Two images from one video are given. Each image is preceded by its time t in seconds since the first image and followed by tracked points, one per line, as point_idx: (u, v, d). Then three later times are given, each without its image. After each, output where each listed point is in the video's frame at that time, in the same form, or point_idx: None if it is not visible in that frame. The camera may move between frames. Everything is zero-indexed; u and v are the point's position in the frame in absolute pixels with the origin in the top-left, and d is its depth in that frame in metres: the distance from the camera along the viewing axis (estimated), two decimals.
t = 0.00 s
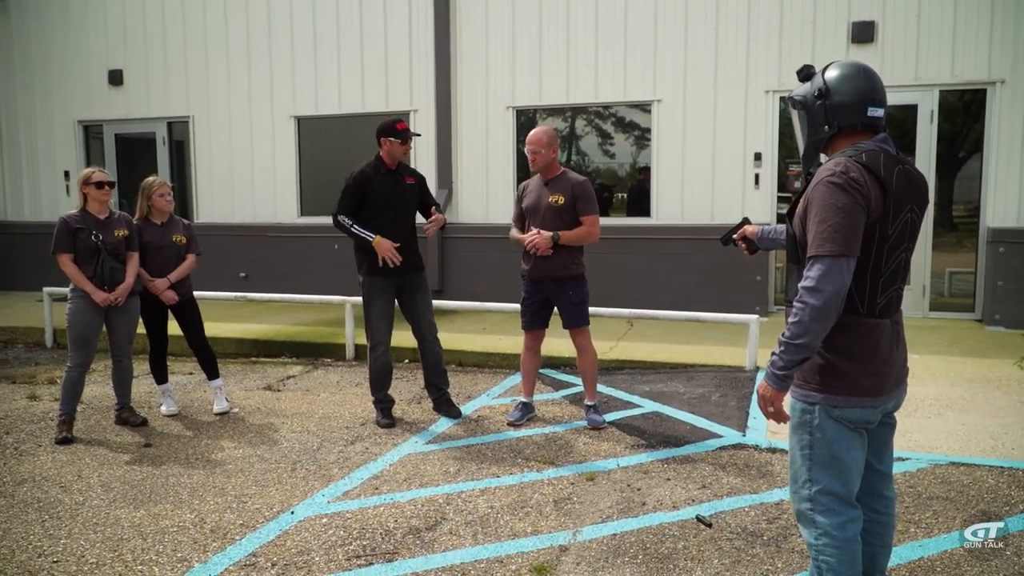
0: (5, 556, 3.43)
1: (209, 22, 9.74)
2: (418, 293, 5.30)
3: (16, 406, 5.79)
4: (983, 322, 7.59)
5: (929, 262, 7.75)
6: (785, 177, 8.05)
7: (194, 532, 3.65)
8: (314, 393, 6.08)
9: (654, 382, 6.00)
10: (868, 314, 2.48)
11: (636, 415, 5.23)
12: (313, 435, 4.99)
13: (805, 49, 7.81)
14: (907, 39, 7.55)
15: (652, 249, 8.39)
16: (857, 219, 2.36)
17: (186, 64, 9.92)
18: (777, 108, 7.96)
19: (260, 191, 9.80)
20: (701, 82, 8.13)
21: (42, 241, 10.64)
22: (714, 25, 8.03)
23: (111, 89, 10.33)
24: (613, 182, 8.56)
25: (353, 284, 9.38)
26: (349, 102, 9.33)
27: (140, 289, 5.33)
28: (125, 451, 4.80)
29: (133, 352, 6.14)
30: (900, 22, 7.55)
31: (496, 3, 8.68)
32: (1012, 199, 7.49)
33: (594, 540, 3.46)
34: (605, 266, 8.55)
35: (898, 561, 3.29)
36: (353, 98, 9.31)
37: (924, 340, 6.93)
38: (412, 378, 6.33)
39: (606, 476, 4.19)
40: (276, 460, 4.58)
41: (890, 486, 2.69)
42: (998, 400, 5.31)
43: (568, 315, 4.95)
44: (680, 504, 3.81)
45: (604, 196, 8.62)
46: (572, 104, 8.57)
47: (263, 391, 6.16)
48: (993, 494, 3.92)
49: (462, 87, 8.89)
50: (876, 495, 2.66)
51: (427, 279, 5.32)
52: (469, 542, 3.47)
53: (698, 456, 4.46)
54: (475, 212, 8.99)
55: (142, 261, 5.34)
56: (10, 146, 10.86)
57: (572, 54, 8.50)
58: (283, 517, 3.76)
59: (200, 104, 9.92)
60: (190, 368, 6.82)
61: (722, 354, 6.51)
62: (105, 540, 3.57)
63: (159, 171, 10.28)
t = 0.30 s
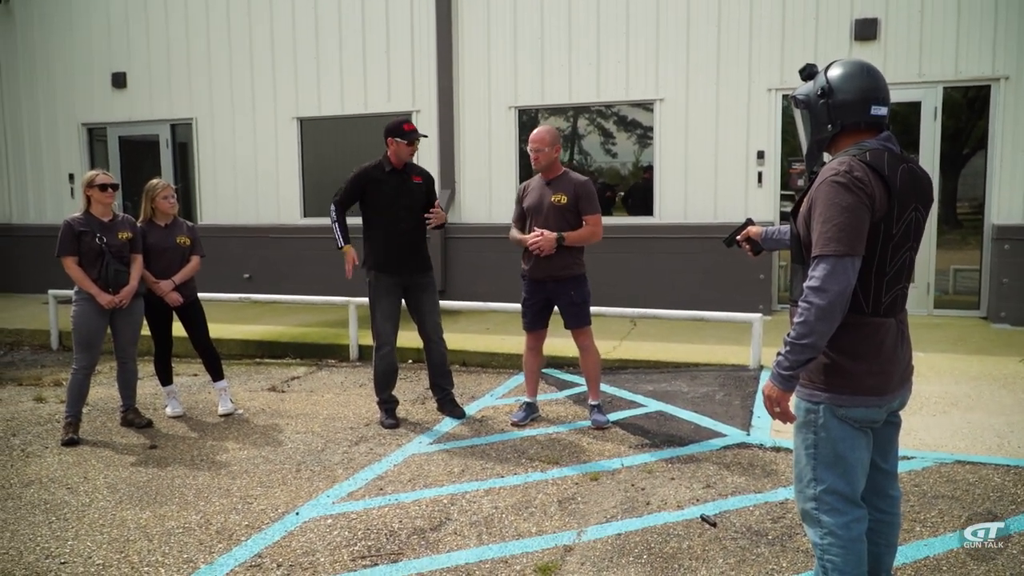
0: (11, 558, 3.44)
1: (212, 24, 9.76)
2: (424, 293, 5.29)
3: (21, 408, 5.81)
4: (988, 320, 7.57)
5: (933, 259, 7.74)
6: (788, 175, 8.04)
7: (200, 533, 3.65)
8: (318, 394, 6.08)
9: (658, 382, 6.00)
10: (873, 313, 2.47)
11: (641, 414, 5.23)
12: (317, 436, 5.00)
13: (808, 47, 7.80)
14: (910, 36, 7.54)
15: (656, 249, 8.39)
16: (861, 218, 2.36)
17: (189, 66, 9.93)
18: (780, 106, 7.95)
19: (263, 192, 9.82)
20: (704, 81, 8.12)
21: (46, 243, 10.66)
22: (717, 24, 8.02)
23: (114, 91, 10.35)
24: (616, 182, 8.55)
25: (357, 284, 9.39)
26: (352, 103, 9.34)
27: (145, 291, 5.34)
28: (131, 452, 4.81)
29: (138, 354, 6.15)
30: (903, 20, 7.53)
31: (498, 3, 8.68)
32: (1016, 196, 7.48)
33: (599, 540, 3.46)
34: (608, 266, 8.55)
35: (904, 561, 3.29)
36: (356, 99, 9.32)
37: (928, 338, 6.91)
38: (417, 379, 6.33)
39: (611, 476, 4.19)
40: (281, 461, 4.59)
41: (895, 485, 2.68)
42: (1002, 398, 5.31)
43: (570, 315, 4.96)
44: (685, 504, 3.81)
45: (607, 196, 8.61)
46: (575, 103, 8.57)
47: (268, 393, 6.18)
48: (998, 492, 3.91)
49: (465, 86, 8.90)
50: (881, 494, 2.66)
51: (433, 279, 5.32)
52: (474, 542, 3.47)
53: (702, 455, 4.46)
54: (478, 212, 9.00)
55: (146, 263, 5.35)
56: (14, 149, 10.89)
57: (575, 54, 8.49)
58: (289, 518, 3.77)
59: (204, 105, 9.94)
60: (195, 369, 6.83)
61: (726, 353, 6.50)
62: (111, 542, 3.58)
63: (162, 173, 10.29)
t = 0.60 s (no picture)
0: (16, 559, 3.45)
1: (216, 24, 9.77)
2: (429, 293, 5.28)
3: (26, 409, 5.82)
4: (993, 320, 7.55)
5: (937, 259, 7.72)
6: (792, 175, 8.03)
7: (205, 533, 3.66)
8: (322, 394, 6.09)
9: (661, 382, 6.00)
10: (878, 313, 2.47)
11: (644, 415, 5.22)
12: (321, 437, 5.01)
13: (812, 46, 7.79)
14: (914, 35, 7.52)
15: (659, 249, 8.39)
16: (867, 218, 2.36)
17: (193, 67, 9.95)
18: (784, 106, 7.94)
19: (266, 193, 9.83)
20: (707, 80, 8.12)
21: (51, 244, 10.69)
22: (720, 24, 8.02)
23: (118, 93, 10.38)
24: (620, 182, 8.55)
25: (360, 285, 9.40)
26: (355, 103, 9.35)
27: (150, 292, 5.36)
28: (135, 453, 4.83)
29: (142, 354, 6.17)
30: (907, 19, 7.52)
31: (502, 3, 8.68)
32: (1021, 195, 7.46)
33: (602, 540, 3.46)
34: (611, 266, 8.55)
35: (909, 561, 3.28)
36: (359, 100, 9.33)
37: (933, 338, 6.90)
38: (421, 379, 6.34)
39: (615, 476, 4.19)
40: (285, 461, 4.60)
41: (901, 485, 2.68)
42: (1007, 399, 5.29)
43: (573, 315, 4.96)
44: (689, 504, 3.80)
45: (611, 196, 8.61)
46: (578, 104, 8.57)
47: (272, 393, 6.19)
48: (1003, 493, 3.90)
49: (468, 87, 8.90)
50: (886, 495, 2.66)
51: (439, 279, 5.32)
52: (478, 542, 3.47)
53: (706, 456, 4.45)
54: (481, 213, 9.00)
55: (151, 265, 5.37)
56: (19, 150, 10.92)
57: (578, 54, 8.49)
58: (293, 519, 3.77)
59: (208, 106, 9.95)
60: (199, 370, 6.85)
61: (730, 353, 6.49)
62: (116, 542, 3.59)
63: (166, 173, 10.31)
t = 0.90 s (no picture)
0: (20, 554, 3.46)
1: (222, 22, 9.79)
2: (434, 292, 5.29)
3: (32, 404, 5.84)
4: (998, 322, 7.53)
5: (943, 262, 7.70)
6: (797, 176, 8.01)
7: (208, 529, 3.67)
8: (326, 392, 6.10)
9: (665, 383, 5.99)
10: (884, 315, 2.47)
11: (648, 415, 5.22)
12: (325, 435, 5.01)
13: (818, 48, 7.78)
14: (920, 37, 7.51)
15: (664, 249, 8.38)
16: (874, 219, 2.35)
17: (200, 65, 9.97)
18: (790, 107, 7.93)
19: (272, 191, 9.84)
20: (713, 81, 8.11)
21: (57, 240, 10.72)
22: (726, 25, 8.01)
23: (124, 90, 10.40)
24: (625, 182, 8.56)
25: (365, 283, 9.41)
26: (361, 102, 9.36)
27: (155, 289, 5.37)
28: (139, 449, 4.84)
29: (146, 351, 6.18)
30: (914, 21, 7.51)
31: (508, 3, 8.68)
32: None
33: (605, 539, 3.46)
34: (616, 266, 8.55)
35: (912, 563, 3.28)
36: (365, 98, 9.33)
37: (937, 341, 6.88)
38: (424, 378, 6.34)
39: (618, 476, 4.19)
40: (289, 459, 4.61)
41: (905, 487, 2.68)
42: (1012, 402, 5.28)
43: (577, 316, 4.96)
44: (692, 505, 3.80)
45: (616, 196, 8.62)
46: (584, 104, 8.56)
47: (276, 391, 6.20)
48: (1007, 496, 3.90)
49: (474, 86, 8.90)
50: (891, 497, 2.65)
51: (444, 278, 5.31)
52: (480, 541, 3.48)
53: (710, 456, 4.45)
54: (487, 212, 9.00)
55: (156, 261, 5.38)
56: (26, 147, 10.95)
57: (584, 54, 8.49)
58: (296, 516, 3.78)
59: (214, 104, 9.97)
60: (203, 367, 6.86)
61: (734, 355, 6.49)
62: (119, 538, 3.60)
63: (172, 171, 10.34)
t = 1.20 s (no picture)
0: (27, 555, 3.47)
1: (226, 24, 9.81)
2: (439, 292, 5.30)
3: (37, 407, 5.86)
4: (1003, 320, 7.51)
5: (948, 259, 7.68)
6: (801, 175, 8.01)
7: (214, 530, 3.68)
8: (331, 393, 6.11)
9: (670, 382, 5.99)
10: (888, 312, 2.46)
11: (653, 414, 5.21)
12: (330, 435, 5.02)
13: (822, 46, 7.76)
14: (924, 34, 7.49)
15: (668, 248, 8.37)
16: (877, 217, 2.35)
17: (203, 67, 9.98)
18: (793, 105, 7.92)
19: (276, 192, 9.86)
20: (717, 80, 8.10)
21: (61, 243, 10.75)
22: (729, 24, 8.00)
23: (129, 92, 10.42)
24: (629, 181, 8.55)
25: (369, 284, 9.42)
26: (364, 103, 9.37)
27: (160, 291, 5.38)
28: (145, 451, 4.85)
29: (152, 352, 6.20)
30: (917, 19, 7.49)
31: (511, 3, 8.69)
32: None
33: (611, 539, 3.46)
34: (620, 266, 8.54)
35: (917, 561, 3.27)
36: (369, 99, 9.34)
37: (943, 339, 6.87)
38: (429, 378, 6.35)
39: (623, 476, 4.19)
40: (294, 459, 4.61)
41: (910, 483, 2.67)
42: (1018, 399, 5.26)
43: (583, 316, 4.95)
44: (697, 504, 3.80)
45: (620, 195, 8.62)
46: (588, 103, 8.56)
47: (281, 391, 6.21)
48: (1013, 493, 3.88)
49: (477, 86, 8.91)
50: (896, 492, 2.64)
51: (448, 278, 5.32)
52: (486, 541, 3.48)
53: (715, 455, 4.45)
54: (490, 212, 9.00)
55: (161, 263, 5.39)
56: (30, 149, 10.98)
57: (588, 54, 8.48)
58: (302, 516, 3.79)
59: (218, 106, 9.99)
60: (209, 368, 6.88)
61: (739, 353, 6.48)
62: (125, 539, 3.61)
63: (176, 173, 10.37)
